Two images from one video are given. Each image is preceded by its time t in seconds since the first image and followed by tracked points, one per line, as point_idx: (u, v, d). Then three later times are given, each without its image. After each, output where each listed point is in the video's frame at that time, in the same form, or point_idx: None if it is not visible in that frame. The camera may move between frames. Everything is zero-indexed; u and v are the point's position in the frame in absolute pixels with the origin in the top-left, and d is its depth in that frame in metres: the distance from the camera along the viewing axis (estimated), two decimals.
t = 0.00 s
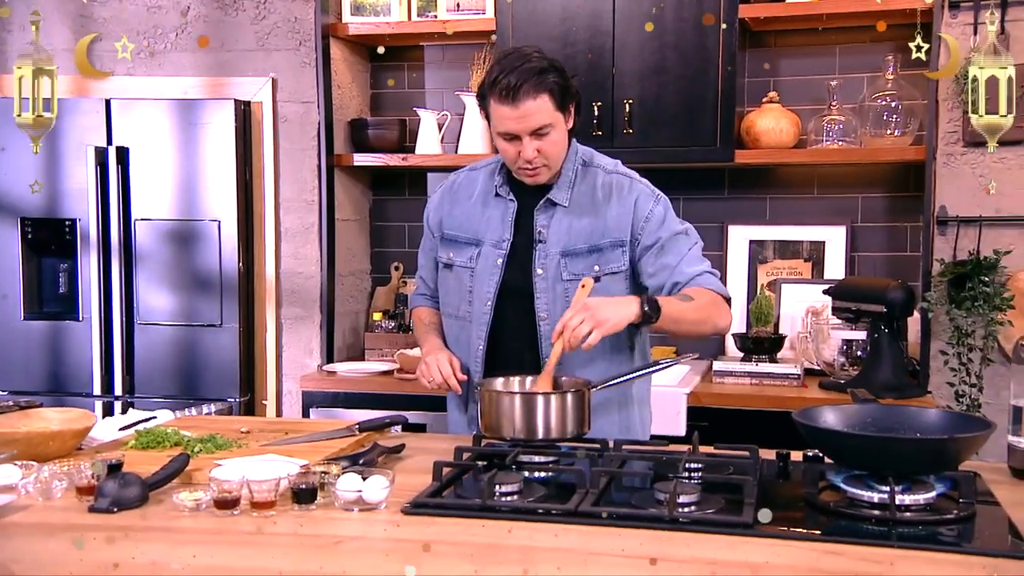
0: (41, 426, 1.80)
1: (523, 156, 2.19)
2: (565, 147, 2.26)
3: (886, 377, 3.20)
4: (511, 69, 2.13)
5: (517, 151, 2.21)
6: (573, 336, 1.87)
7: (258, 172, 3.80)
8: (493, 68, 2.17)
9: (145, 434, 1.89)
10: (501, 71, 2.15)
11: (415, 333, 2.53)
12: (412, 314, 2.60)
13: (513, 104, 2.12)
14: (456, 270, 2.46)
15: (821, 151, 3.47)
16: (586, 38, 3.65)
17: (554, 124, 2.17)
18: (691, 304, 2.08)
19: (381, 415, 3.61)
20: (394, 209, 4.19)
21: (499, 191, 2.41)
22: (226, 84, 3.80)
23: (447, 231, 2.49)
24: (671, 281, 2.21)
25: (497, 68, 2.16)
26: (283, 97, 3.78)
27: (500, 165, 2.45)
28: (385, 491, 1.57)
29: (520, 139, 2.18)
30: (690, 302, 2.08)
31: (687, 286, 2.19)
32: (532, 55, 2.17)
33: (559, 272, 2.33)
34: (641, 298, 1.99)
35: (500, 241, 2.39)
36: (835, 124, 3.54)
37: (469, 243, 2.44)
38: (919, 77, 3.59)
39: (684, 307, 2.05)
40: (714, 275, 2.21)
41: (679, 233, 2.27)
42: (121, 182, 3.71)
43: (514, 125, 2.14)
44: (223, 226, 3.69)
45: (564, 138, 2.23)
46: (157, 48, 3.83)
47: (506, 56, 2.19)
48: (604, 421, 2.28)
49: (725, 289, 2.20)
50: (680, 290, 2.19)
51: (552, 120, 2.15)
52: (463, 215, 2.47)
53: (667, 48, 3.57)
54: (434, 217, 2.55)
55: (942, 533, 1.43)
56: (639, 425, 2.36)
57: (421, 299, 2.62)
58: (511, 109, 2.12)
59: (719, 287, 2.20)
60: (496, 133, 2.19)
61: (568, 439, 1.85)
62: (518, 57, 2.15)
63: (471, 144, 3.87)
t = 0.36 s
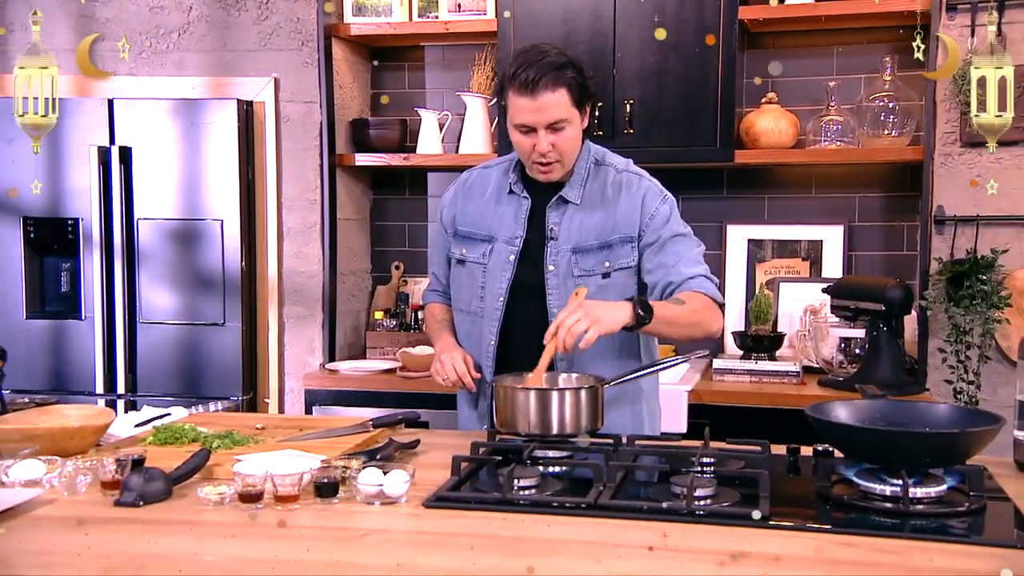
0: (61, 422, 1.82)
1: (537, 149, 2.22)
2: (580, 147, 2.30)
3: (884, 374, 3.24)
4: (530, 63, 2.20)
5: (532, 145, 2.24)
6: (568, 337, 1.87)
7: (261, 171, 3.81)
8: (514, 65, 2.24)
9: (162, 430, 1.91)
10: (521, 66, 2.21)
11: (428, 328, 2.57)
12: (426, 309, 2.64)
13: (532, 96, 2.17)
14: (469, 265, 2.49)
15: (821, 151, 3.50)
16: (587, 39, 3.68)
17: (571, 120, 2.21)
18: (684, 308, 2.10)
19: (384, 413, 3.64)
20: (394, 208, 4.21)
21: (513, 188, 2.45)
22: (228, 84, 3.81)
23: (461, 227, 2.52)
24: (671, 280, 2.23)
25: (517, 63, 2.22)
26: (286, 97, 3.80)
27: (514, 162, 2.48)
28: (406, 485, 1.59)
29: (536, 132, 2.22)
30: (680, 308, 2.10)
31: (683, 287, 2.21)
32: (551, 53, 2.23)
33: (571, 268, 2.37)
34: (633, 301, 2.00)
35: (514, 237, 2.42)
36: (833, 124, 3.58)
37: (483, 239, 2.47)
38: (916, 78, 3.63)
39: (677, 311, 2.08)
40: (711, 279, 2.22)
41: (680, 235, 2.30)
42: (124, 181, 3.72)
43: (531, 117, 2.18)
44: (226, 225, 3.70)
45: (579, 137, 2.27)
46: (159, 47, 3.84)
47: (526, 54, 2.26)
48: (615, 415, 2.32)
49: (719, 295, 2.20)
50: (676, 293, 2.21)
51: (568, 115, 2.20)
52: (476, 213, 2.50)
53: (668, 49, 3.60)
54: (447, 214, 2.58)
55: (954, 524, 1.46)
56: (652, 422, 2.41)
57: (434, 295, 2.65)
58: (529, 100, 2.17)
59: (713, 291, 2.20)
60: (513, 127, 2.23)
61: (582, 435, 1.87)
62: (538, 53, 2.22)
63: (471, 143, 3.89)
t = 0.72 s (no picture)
0: (85, 418, 1.85)
1: (543, 141, 2.29)
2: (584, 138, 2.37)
3: (887, 371, 3.28)
4: (531, 59, 2.27)
5: (538, 138, 2.31)
6: (627, 306, 1.96)
7: (267, 171, 3.84)
8: (515, 63, 2.31)
9: (184, 426, 1.94)
10: (523, 63, 2.29)
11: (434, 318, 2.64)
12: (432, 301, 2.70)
13: (535, 90, 2.24)
14: (474, 257, 2.55)
15: (823, 151, 3.54)
16: (591, 40, 3.71)
17: (574, 110, 2.28)
18: (710, 313, 2.20)
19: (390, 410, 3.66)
20: (398, 208, 4.24)
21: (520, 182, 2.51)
22: (235, 84, 3.83)
23: (467, 220, 2.59)
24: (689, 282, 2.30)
25: (518, 61, 2.30)
26: (292, 97, 3.83)
27: (521, 158, 2.55)
28: (430, 479, 1.62)
29: (541, 126, 2.28)
30: (705, 312, 2.19)
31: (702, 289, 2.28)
32: (549, 48, 2.31)
33: (576, 261, 2.42)
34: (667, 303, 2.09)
35: (519, 229, 2.48)
36: (835, 124, 3.62)
37: (487, 231, 2.53)
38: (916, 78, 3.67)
39: (700, 312, 2.17)
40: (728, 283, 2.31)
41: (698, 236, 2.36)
42: (131, 182, 3.74)
43: (536, 110, 2.24)
44: (233, 224, 3.73)
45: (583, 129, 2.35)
46: (165, 48, 3.86)
47: (525, 52, 2.33)
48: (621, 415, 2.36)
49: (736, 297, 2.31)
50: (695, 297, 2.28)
51: (571, 106, 2.26)
52: (483, 205, 2.56)
53: (671, 50, 3.63)
54: (454, 208, 2.64)
55: (969, 516, 1.50)
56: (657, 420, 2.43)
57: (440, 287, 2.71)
58: (532, 94, 2.24)
59: (731, 293, 2.30)
60: (518, 122, 2.30)
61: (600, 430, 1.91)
62: (537, 50, 2.29)
63: (476, 143, 3.92)
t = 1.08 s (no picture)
0: (109, 414, 1.88)
1: (495, 158, 2.39)
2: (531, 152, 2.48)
3: (887, 369, 3.33)
4: (479, 79, 2.37)
5: (489, 154, 2.41)
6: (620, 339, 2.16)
7: (272, 171, 3.87)
8: (461, 83, 2.41)
9: (205, 422, 1.97)
10: (472, 83, 2.38)
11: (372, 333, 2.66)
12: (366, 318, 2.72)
13: (485, 108, 2.34)
14: (426, 269, 2.64)
15: (824, 152, 3.58)
16: (594, 40, 3.74)
17: (523, 127, 2.39)
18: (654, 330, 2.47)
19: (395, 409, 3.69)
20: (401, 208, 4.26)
21: (468, 195, 2.62)
22: (239, 85, 3.86)
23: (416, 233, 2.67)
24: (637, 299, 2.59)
25: (467, 81, 2.39)
26: (297, 97, 3.86)
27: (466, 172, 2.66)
28: (452, 474, 1.66)
29: (491, 143, 2.38)
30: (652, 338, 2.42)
31: (648, 308, 2.57)
32: (496, 68, 2.41)
33: (535, 271, 2.58)
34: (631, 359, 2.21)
35: (472, 240, 2.60)
36: (835, 125, 3.66)
37: (440, 243, 2.63)
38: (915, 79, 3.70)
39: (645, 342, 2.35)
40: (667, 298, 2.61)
41: (640, 253, 2.62)
42: (136, 182, 3.76)
43: (486, 128, 2.34)
44: (238, 224, 3.75)
45: (530, 143, 2.45)
46: (170, 49, 3.88)
47: (471, 72, 2.43)
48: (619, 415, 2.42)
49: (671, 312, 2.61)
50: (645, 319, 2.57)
51: (519, 123, 2.37)
52: (431, 219, 2.66)
53: (673, 51, 3.67)
54: (397, 223, 2.71)
55: (980, 510, 1.54)
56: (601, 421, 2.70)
57: (373, 303, 2.74)
58: (482, 113, 2.33)
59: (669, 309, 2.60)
60: (469, 140, 2.40)
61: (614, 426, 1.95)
62: (484, 69, 2.39)
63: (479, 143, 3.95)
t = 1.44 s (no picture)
0: (129, 411, 1.90)
1: (430, 147, 2.42)
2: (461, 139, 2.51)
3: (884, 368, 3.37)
4: (410, 70, 2.39)
5: (423, 144, 2.43)
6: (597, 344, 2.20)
7: (275, 170, 3.90)
8: (390, 75, 2.42)
9: (223, 420, 2.00)
10: (403, 74, 2.39)
11: (291, 317, 2.62)
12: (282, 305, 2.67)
13: (419, 99, 2.35)
14: (355, 259, 2.66)
15: (822, 154, 3.62)
16: (595, 43, 3.78)
17: (455, 116, 2.41)
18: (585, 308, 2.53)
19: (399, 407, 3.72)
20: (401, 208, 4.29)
21: (395, 186, 2.66)
22: (242, 87, 3.90)
23: (342, 223, 2.68)
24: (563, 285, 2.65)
25: (397, 72, 2.40)
26: (299, 99, 3.90)
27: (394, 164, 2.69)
28: (472, 470, 1.71)
29: (426, 132, 2.40)
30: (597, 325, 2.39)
31: (575, 292, 2.64)
32: (425, 60, 2.43)
33: (462, 261, 2.63)
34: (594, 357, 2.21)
35: (401, 232, 2.64)
36: (833, 127, 3.68)
37: (368, 233, 2.66)
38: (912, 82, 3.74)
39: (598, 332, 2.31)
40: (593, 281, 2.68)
41: (563, 239, 2.70)
42: (140, 181, 3.77)
43: (421, 118, 2.36)
44: (241, 224, 3.78)
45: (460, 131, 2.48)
46: (173, 50, 3.94)
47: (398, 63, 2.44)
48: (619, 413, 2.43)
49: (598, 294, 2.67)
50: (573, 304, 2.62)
51: (452, 112, 2.40)
52: (357, 208, 2.68)
53: (673, 53, 3.71)
54: (320, 210, 2.71)
55: (988, 504, 1.59)
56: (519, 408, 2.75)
57: (289, 289, 2.72)
58: (417, 103, 2.35)
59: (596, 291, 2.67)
60: (403, 131, 2.41)
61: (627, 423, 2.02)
62: (414, 61, 2.41)
63: (480, 144, 3.99)
